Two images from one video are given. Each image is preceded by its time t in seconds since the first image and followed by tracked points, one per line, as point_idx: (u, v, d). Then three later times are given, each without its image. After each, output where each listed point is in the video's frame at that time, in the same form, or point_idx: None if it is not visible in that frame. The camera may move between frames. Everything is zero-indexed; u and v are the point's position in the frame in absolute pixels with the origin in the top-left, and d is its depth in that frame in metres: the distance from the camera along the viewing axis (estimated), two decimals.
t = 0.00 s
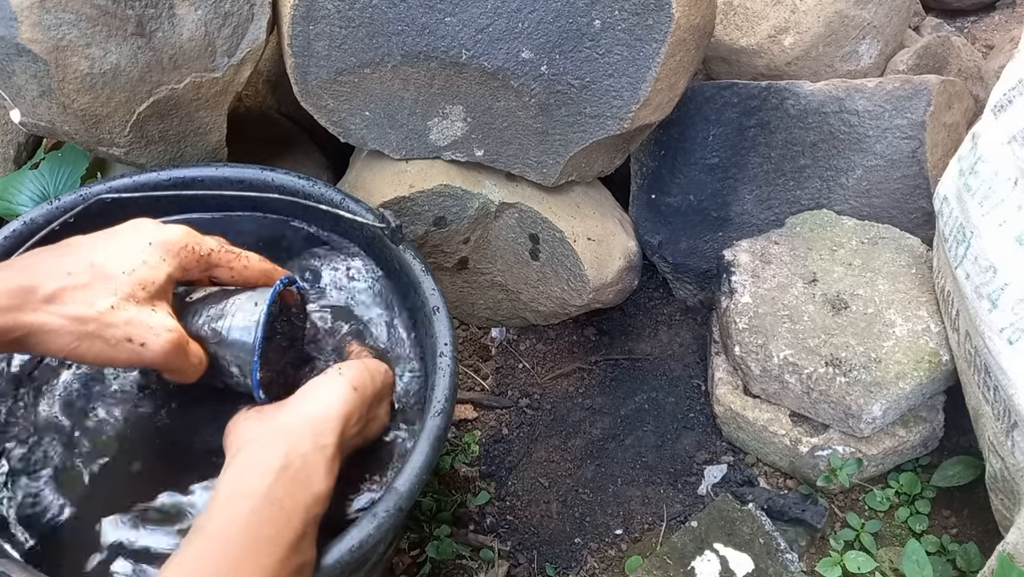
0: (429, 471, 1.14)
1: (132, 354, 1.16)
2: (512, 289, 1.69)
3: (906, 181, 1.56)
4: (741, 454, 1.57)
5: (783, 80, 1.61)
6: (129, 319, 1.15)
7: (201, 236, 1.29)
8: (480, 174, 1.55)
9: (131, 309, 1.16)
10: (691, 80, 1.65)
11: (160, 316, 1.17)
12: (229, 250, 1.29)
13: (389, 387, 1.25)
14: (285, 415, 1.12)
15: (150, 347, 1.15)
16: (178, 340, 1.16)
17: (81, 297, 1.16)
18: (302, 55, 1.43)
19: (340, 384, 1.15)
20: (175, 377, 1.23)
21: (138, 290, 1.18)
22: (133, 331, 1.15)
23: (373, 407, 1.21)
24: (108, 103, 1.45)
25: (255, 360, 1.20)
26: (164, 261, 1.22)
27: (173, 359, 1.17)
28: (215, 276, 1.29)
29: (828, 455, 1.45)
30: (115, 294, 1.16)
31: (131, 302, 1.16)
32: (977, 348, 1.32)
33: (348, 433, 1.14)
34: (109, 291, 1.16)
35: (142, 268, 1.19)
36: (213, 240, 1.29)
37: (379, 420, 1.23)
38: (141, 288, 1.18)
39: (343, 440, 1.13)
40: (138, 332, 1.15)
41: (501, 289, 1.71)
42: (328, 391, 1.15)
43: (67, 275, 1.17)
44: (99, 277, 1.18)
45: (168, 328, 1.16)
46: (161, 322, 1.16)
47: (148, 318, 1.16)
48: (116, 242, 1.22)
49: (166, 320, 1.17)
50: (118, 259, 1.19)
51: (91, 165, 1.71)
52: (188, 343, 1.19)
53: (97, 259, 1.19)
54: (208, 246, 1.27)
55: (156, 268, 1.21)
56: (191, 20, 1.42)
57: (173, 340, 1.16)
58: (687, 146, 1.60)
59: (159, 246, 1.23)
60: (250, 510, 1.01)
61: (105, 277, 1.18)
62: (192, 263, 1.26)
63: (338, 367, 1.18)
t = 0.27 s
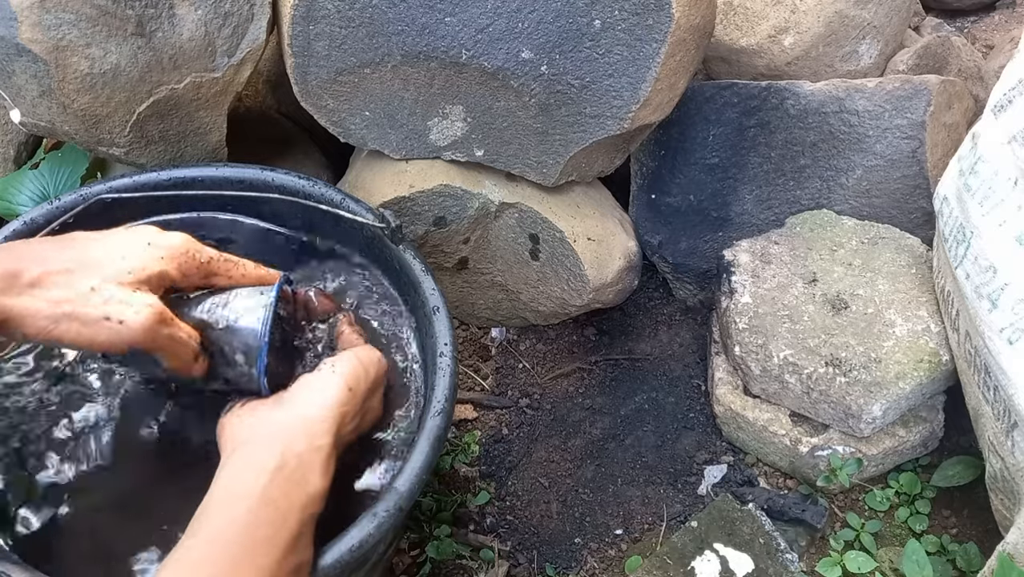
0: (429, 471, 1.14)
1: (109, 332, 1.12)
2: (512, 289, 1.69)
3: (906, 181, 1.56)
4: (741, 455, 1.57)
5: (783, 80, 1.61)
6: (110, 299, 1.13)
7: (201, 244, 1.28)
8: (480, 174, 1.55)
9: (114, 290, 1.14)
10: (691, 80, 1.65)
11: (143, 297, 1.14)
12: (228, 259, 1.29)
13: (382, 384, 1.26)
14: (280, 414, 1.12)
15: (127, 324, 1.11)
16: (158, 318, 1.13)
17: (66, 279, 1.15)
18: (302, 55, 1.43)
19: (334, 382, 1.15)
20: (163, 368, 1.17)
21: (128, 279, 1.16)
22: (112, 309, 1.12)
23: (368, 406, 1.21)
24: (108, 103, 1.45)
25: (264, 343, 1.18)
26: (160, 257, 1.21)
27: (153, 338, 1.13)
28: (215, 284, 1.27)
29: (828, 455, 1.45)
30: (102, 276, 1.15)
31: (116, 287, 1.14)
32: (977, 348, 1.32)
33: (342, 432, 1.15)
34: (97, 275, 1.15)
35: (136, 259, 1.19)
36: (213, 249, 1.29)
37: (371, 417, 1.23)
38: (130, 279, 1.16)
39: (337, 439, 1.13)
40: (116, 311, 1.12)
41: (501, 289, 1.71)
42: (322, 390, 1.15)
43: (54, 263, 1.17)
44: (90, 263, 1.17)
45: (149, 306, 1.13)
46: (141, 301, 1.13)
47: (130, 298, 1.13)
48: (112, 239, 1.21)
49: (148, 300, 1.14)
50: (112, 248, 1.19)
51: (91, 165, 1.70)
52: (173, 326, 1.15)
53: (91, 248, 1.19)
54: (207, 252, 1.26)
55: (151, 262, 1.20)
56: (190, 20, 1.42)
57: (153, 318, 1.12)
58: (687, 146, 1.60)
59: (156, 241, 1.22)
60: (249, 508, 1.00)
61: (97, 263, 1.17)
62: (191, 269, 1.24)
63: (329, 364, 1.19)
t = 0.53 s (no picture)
0: (429, 471, 1.14)
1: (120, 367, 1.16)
2: (512, 289, 1.69)
3: (907, 181, 1.56)
4: (741, 454, 1.57)
5: (783, 80, 1.61)
6: (122, 331, 1.15)
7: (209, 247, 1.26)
8: (480, 174, 1.55)
9: (126, 323, 1.15)
10: (691, 80, 1.65)
11: (152, 334, 1.16)
12: (234, 257, 1.27)
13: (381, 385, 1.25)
14: (280, 412, 1.11)
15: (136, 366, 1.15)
16: (165, 360, 1.15)
17: (79, 298, 1.15)
18: (302, 55, 1.43)
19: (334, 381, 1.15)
20: (173, 395, 1.22)
21: (142, 307, 1.17)
22: (122, 347, 1.14)
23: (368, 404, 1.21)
24: (108, 103, 1.45)
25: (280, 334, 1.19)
26: (173, 273, 1.20)
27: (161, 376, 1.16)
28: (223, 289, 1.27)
29: (828, 455, 1.45)
30: (116, 301, 1.16)
31: (127, 317, 1.15)
32: (977, 348, 1.32)
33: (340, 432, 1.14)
34: (110, 300, 1.15)
35: (151, 279, 1.18)
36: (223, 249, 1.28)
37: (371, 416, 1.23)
38: (141, 301, 1.17)
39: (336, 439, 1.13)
40: (126, 349, 1.14)
41: (501, 289, 1.71)
42: (322, 390, 1.14)
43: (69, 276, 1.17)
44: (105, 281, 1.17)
45: (157, 347, 1.15)
46: (150, 341, 1.15)
47: (138, 336, 1.15)
48: (125, 247, 1.20)
49: (157, 339, 1.15)
50: (127, 266, 1.18)
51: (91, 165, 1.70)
52: (179, 361, 1.18)
53: (106, 261, 1.18)
54: (217, 258, 1.25)
55: (164, 279, 1.19)
56: (191, 20, 1.42)
57: (160, 362, 1.15)
58: (687, 146, 1.60)
59: (170, 257, 1.21)
60: (250, 508, 0.99)
61: (111, 282, 1.17)
62: (202, 278, 1.24)
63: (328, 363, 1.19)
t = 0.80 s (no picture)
0: (429, 471, 1.14)
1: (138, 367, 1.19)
2: (512, 289, 1.69)
3: (907, 181, 1.56)
4: (741, 454, 1.57)
5: (783, 80, 1.61)
6: (139, 335, 1.17)
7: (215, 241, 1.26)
8: (480, 174, 1.55)
9: (141, 326, 1.17)
10: (691, 80, 1.65)
11: (168, 333, 1.18)
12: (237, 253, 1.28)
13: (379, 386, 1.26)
14: (278, 413, 1.11)
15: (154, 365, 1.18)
16: (182, 357, 1.19)
17: (94, 305, 1.16)
18: (302, 55, 1.43)
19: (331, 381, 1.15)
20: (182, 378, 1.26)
21: (155, 307, 1.18)
22: (140, 349, 1.17)
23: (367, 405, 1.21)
24: (108, 103, 1.45)
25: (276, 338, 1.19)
26: (181, 270, 1.20)
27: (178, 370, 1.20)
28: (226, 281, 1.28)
29: (828, 455, 1.45)
30: (130, 306, 1.16)
31: (142, 319, 1.17)
32: (977, 348, 1.32)
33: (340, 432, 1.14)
34: (125, 305, 1.16)
35: (160, 279, 1.18)
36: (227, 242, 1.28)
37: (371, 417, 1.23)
38: (153, 301, 1.17)
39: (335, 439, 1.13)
40: (144, 351, 1.17)
41: (501, 289, 1.71)
42: (320, 390, 1.15)
43: (80, 282, 1.16)
44: (117, 285, 1.16)
45: (174, 347, 1.18)
46: (168, 340, 1.18)
47: (155, 338, 1.17)
48: (132, 244, 1.19)
49: (174, 339, 1.19)
50: (136, 268, 1.17)
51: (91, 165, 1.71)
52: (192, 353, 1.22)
53: (116, 265, 1.17)
54: (223, 254, 1.25)
55: (173, 278, 1.19)
56: (191, 20, 1.42)
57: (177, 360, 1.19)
58: (687, 146, 1.60)
59: (177, 254, 1.20)
60: (248, 507, 0.99)
61: (123, 286, 1.16)
62: (208, 273, 1.24)
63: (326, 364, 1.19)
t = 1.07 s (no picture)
0: (429, 471, 1.14)
1: (126, 354, 1.20)
2: (512, 289, 1.69)
3: (907, 181, 1.56)
4: (741, 454, 1.57)
5: (783, 80, 1.61)
6: (122, 322, 1.17)
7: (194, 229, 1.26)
8: (480, 174, 1.55)
9: (124, 314, 1.17)
10: (691, 80, 1.65)
11: (151, 318, 1.19)
12: (217, 240, 1.27)
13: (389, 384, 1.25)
14: (286, 412, 1.12)
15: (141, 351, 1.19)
16: (167, 342, 1.19)
17: (75, 295, 1.17)
18: (302, 56, 1.43)
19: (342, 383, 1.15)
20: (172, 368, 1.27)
21: (136, 294, 1.18)
22: (125, 336, 1.17)
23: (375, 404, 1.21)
24: (108, 103, 1.45)
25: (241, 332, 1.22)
26: (160, 258, 1.20)
27: (166, 356, 1.21)
28: (209, 268, 1.27)
29: (828, 455, 1.45)
30: (111, 295, 1.16)
31: (125, 306, 1.17)
32: (977, 348, 1.32)
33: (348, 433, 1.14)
34: (104, 294, 1.16)
35: (140, 267, 1.18)
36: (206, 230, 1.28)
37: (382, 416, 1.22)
38: (136, 289, 1.18)
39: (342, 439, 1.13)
40: (130, 336, 1.18)
41: (501, 289, 1.71)
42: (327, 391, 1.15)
43: (61, 272, 1.17)
44: (96, 276, 1.17)
45: (158, 332, 1.18)
46: (151, 325, 1.18)
47: (139, 323, 1.18)
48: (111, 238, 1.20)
49: (157, 323, 1.19)
50: (115, 258, 1.18)
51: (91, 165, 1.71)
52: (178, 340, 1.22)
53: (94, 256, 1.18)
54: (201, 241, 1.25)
55: (152, 266, 1.19)
56: (191, 20, 1.42)
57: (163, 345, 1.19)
58: (687, 146, 1.60)
59: (156, 243, 1.21)
60: (252, 506, 1.00)
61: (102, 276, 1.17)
62: (187, 260, 1.24)
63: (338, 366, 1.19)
